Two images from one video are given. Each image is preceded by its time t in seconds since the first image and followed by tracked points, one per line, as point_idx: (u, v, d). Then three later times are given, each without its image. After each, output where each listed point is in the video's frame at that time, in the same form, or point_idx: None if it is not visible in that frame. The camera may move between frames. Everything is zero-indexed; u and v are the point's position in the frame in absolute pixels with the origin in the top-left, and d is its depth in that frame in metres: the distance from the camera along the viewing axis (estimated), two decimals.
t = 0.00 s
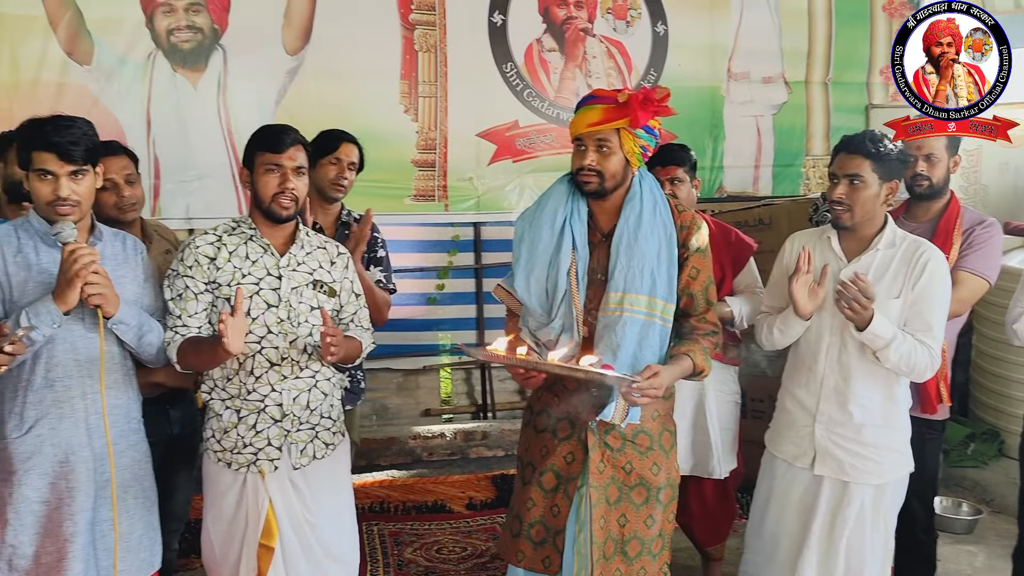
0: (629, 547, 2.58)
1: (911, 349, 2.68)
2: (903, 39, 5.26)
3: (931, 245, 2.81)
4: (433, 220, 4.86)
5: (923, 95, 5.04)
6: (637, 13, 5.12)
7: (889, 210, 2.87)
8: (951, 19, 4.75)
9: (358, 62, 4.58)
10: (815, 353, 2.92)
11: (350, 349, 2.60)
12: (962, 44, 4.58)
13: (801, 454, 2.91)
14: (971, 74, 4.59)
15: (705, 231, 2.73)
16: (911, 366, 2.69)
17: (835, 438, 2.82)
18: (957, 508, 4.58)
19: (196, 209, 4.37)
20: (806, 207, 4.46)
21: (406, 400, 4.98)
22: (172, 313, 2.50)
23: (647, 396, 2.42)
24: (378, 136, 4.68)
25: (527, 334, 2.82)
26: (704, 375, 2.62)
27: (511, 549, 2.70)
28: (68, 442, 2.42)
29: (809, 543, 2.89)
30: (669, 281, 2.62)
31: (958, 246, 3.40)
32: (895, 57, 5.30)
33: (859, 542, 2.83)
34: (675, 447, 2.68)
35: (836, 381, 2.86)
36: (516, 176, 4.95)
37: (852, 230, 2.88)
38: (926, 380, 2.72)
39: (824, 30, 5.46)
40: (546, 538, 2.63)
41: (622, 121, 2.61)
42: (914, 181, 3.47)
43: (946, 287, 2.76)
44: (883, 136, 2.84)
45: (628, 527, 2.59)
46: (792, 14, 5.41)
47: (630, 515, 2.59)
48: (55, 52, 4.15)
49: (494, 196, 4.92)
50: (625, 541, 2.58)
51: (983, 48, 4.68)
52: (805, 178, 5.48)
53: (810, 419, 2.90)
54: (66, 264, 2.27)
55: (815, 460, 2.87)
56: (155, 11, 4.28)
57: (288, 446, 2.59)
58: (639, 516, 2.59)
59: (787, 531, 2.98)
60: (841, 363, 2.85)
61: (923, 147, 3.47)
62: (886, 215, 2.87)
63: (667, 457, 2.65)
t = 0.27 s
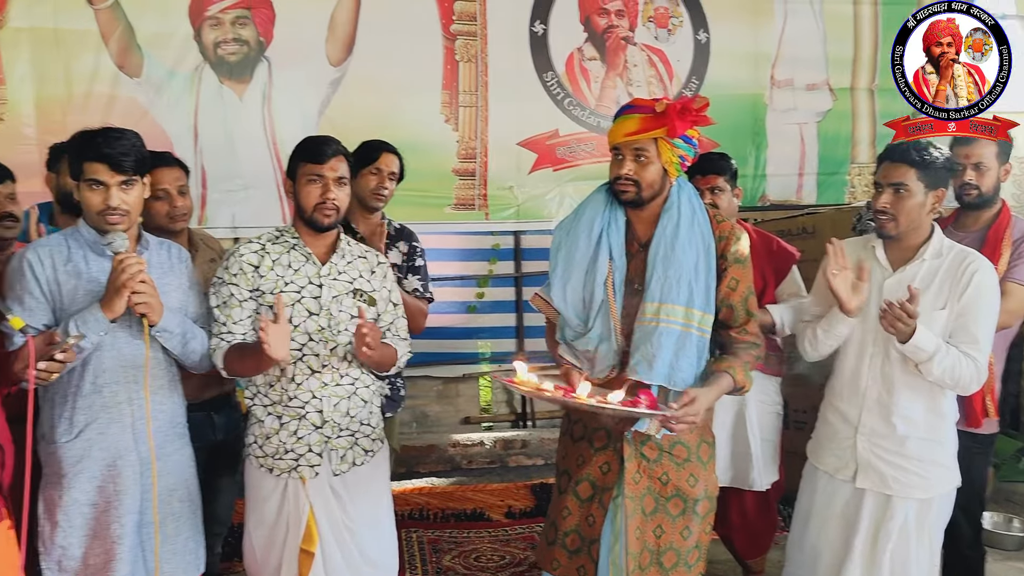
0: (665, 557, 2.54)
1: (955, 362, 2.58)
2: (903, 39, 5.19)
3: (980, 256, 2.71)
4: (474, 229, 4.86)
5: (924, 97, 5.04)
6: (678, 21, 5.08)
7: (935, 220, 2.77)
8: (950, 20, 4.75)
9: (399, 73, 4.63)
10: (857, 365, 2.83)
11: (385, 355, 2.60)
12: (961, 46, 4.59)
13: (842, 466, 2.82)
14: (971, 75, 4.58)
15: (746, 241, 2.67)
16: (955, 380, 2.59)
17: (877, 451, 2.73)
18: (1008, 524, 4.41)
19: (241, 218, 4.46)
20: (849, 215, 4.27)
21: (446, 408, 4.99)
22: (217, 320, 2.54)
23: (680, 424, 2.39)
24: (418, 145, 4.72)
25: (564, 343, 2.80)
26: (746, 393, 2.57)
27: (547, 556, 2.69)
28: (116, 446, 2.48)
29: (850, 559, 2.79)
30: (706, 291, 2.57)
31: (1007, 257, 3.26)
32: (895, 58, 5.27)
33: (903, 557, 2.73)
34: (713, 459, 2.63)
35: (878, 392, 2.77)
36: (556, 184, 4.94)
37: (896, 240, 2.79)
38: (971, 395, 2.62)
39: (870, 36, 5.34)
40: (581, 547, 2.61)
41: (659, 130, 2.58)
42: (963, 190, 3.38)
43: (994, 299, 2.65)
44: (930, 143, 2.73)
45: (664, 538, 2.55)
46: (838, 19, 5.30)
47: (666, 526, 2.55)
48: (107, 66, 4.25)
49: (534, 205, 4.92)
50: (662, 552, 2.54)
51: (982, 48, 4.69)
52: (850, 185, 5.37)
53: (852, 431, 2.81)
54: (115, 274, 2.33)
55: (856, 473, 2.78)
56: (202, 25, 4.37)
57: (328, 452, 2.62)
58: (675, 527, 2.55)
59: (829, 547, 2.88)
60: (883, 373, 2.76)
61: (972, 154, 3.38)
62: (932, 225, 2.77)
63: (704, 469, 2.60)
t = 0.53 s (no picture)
0: (692, 566, 2.52)
1: (980, 366, 2.50)
2: (902, 39, 5.19)
3: (1019, 264, 2.63)
4: (504, 234, 4.87)
5: (924, 94, 5.25)
6: (710, 25, 5.04)
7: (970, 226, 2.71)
8: (950, 19, 5.09)
9: (430, 79, 4.66)
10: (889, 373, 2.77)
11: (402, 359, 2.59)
12: (961, 45, 5.07)
13: (874, 474, 2.77)
14: (970, 75, 5.11)
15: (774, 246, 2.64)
16: (980, 386, 2.50)
17: (910, 460, 2.66)
18: None
19: (274, 224, 4.52)
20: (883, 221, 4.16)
21: (475, 413, 4.97)
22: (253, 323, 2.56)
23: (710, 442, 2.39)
24: (449, 151, 4.74)
25: (591, 349, 2.78)
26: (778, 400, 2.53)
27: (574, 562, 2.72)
28: (150, 448, 2.52)
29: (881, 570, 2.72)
30: (734, 296, 2.54)
31: None
32: (895, 58, 5.21)
33: (935, 568, 2.65)
34: (741, 466, 2.57)
35: (910, 401, 2.71)
36: (587, 190, 4.92)
37: (932, 246, 2.72)
38: (1001, 404, 2.50)
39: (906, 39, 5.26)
40: (607, 554, 2.61)
41: (687, 136, 2.56)
42: (1000, 198, 3.31)
43: None
44: (965, 148, 2.66)
45: (691, 545, 2.52)
46: (873, 22, 5.21)
47: (693, 534, 2.52)
48: (143, 74, 4.34)
49: (564, 210, 4.91)
50: (688, 560, 2.52)
51: (982, 48, 5.10)
52: (885, 191, 5.27)
53: (883, 439, 2.76)
54: (155, 284, 2.37)
55: (889, 481, 2.72)
56: (237, 33, 4.45)
57: (356, 456, 2.63)
58: (702, 535, 2.52)
59: (859, 558, 2.81)
60: (915, 381, 2.70)
61: (1010, 160, 3.31)
62: (967, 232, 2.70)
63: (732, 476, 2.54)
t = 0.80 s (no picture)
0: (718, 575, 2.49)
1: (1017, 375, 2.45)
2: (903, 38, 5.13)
3: None
4: (532, 239, 4.87)
5: (924, 94, 5.17)
6: (740, 30, 4.99)
7: (1005, 232, 2.64)
8: (951, 19, 5.20)
9: (459, 85, 4.69)
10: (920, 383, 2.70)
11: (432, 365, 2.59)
12: (962, 44, 5.18)
13: (904, 484, 2.71)
14: (971, 74, 5.21)
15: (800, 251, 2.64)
16: (1017, 395, 2.45)
17: (943, 471, 2.60)
18: None
19: (304, 228, 4.58)
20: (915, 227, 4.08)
21: (503, 417, 5.00)
22: (282, 327, 2.59)
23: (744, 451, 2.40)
24: (477, 156, 4.75)
25: (613, 354, 2.77)
26: (812, 404, 2.52)
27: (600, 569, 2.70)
28: (181, 450, 2.56)
29: None
30: (761, 302, 2.51)
31: None
32: (895, 58, 5.13)
33: None
34: (767, 474, 2.54)
35: (943, 410, 2.64)
36: (615, 195, 4.91)
37: (965, 253, 2.66)
38: None
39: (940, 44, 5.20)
40: (633, 561, 2.61)
41: (710, 141, 2.54)
42: None
43: None
44: (999, 153, 2.60)
45: (717, 554, 2.49)
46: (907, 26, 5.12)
47: (719, 543, 2.49)
48: (178, 81, 4.43)
49: (593, 215, 4.90)
50: (714, 569, 2.49)
51: (983, 48, 5.19)
52: (918, 197, 5.19)
53: (915, 449, 2.69)
54: (191, 295, 2.42)
55: (920, 492, 2.66)
56: (269, 40, 4.52)
57: (382, 460, 2.64)
58: (728, 544, 2.49)
59: (889, 568, 2.77)
60: (947, 390, 2.63)
61: None
62: (1002, 238, 2.64)
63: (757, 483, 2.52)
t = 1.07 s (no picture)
0: None
1: None
2: (903, 39, 4.98)
3: None
4: (563, 245, 4.85)
5: (923, 95, 5.02)
6: (774, 36, 4.93)
7: None
8: (951, 19, 5.07)
9: (490, 92, 4.71)
10: (956, 391, 2.70)
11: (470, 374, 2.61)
12: (961, 45, 5.10)
13: (939, 496, 2.70)
14: (971, 75, 5.11)
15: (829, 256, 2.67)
16: None
17: (978, 484, 2.58)
18: None
19: (336, 234, 4.63)
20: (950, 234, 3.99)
21: (532, 424, 4.99)
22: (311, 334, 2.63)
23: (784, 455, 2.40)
24: (508, 162, 4.77)
25: (639, 360, 2.82)
26: (848, 408, 2.57)
27: None
28: (215, 453, 2.60)
29: None
30: (790, 306, 2.56)
31: None
32: (895, 58, 5.01)
33: None
34: (796, 483, 2.52)
35: (977, 421, 2.62)
36: (647, 201, 4.88)
37: (1002, 263, 2.59)
38: None
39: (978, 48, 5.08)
40: (664, 572, 2.60)
41: (738, 146, 2.58)
42: None
43: None
44: None
45: (745, 565, 2.46)
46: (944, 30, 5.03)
47: (747, 553, 2.46)
48: (214, 89, 4.52)
49: (624, 222, 4.86)
50: None
51: (983, 48, 5.08)
52: (957, 204, 5.06)
53: (949, 461, 2.68)
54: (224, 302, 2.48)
55: (955, 504, 2.65)
56: (303, 48, 4.58)
57: (412, 466, 2.65)
58: (757, 555, 2.46)
59: None
60: (983, 402, 2.62)
61: None
62: None
63: (786, 493, 2.49)
